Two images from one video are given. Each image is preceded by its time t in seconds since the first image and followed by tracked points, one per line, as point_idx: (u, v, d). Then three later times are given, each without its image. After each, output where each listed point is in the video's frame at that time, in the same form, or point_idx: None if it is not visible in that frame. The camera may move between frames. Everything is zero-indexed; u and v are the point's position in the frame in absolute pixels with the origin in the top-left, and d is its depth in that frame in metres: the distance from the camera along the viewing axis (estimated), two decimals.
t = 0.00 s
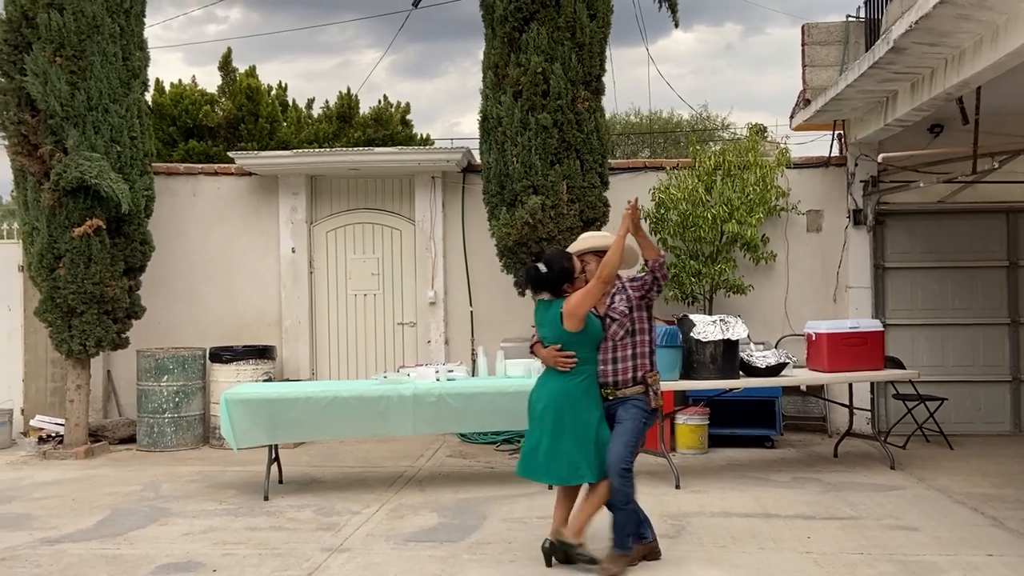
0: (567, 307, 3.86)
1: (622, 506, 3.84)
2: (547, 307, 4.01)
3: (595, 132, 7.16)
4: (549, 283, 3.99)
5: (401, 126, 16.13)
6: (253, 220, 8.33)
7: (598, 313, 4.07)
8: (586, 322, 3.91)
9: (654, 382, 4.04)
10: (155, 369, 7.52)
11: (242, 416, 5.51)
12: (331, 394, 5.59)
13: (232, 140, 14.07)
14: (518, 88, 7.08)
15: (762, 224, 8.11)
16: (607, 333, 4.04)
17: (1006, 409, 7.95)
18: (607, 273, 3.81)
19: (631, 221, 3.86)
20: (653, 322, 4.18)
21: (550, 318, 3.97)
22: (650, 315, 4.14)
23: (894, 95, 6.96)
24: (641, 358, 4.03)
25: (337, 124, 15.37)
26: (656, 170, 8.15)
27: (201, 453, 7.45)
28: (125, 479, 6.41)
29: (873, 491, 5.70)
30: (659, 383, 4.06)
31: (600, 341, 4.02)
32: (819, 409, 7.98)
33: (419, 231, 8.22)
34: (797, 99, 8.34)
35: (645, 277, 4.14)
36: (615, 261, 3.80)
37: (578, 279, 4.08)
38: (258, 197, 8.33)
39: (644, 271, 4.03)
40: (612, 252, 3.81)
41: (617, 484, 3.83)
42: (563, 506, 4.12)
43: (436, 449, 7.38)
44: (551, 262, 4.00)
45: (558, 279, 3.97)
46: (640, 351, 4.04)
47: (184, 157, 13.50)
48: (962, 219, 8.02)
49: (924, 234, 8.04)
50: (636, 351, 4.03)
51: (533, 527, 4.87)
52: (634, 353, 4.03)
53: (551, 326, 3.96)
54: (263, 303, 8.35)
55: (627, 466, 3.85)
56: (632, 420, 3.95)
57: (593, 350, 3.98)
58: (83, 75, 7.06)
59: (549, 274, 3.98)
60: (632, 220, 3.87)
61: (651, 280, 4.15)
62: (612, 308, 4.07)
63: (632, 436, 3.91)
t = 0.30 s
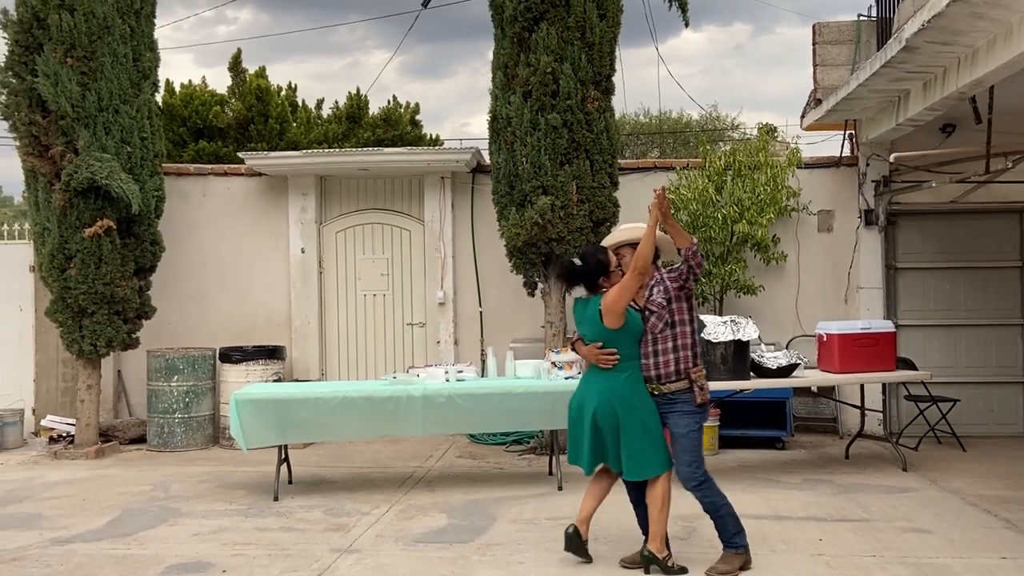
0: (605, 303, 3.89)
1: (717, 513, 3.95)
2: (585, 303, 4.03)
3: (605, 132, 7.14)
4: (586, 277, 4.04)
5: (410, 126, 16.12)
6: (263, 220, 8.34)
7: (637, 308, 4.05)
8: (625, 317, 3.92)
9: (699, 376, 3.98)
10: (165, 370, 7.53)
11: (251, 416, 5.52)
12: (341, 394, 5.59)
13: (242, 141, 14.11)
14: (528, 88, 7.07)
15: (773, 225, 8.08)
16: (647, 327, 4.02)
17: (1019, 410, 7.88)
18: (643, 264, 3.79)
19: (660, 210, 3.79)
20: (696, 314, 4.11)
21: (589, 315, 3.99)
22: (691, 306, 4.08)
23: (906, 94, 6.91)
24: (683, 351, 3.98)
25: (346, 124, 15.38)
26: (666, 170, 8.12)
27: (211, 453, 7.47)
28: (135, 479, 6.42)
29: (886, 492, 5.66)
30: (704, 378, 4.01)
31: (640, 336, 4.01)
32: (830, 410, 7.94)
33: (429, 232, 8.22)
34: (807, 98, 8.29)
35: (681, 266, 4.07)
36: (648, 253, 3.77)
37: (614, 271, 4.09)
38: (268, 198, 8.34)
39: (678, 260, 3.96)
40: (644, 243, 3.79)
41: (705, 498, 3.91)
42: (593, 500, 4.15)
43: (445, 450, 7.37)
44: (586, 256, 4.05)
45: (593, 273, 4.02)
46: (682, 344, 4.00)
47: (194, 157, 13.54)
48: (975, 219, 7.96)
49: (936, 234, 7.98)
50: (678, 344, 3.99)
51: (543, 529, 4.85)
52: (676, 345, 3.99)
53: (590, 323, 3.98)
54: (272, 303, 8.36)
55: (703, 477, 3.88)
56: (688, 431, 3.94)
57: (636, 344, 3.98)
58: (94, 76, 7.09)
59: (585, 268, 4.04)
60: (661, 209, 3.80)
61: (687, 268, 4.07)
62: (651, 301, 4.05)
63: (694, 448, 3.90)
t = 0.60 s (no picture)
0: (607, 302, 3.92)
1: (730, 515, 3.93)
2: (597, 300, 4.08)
3: (613, 131, 7.12)
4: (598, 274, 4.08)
5: (418, 125, 16.11)
6: (271, 219, 8.36)
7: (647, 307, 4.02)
8: (629, 316, 3.92)
9: (711, 380, 3.89)
10: (173, 368, 7.55)
11: (260, 414, 5.53)
12: (349, 393, 5.59)
13: (250, 140, 14.14)
14: (536, 87, 7.06)
15: (782, 223, 8.05)
16: (657, 328, 3.98)
17: None
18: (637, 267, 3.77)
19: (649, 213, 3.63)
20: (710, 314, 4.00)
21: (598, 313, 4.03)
22: (703, 308, 3.98)
23: (916, 92, 6.87)
24: (693, 354, 3.90)
25: (354, 123, 15.39)
26: (674, 169, 8.10)
27: (220, 451, 7.48)
28: (144, 478, 6.44)
29: (895, 492, 5.63)
30: (719, 381, 3.91)
31: (650, 336, 3.98)
32: (839, 409, 7.90)
33: (436, 230, 8.22)
34: (816, 96, 8.25)
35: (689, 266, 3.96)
36: (638, 256, 3.74)
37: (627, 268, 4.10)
38: (276, 197, 8.35)
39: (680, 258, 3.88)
40: (635, 245, 3.75)
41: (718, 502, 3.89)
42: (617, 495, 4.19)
43: (453, 448, 7.37)
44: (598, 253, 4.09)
45: (603, 271, 4.04)
46: (691, 347, 3.91)
47: (202, 156, 13.57)
48: (985, 217, 7.91)
49: (946, 232, 7.93)
50: (687, 347, 3.91)
51: (551, 527, 4.84)
52: (685, 348, 3.91)
53: (599, 320, 4.03)
54: (280, 302, 8.37)
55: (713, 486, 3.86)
56: (701, 436, 3.89)
57: (644, 344, 3.97)
58: (103, 75, 7.11)
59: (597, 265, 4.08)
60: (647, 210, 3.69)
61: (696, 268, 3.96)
62: (662, 302, 4.00)
63: (707, 456, 3.86)
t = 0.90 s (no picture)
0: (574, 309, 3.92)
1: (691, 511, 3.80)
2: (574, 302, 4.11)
3: (620, 128, 7.11)
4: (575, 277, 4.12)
5: (425, 123, 16.12)
6: (279, 217, 8.37)
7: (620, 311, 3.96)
8: (597, 322, 3.88)
9: (669, 389, 3.79)
10: (181, 365, 7.57)
11: (267, 411, 5.53)
12: (356, 390, 5.60)
13: (258, 137, 14.16)
14: (543, 84, 7.05)
15: (790, 220, 8.02)
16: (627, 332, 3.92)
17: None
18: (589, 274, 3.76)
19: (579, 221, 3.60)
20: (678, 321, 3.87)
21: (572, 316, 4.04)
22: (668, 315, 3.86)
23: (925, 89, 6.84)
24: (653, 362, 3.81)
25: (361, 121, 15.41)
26: (682, 166, 8.09)
27: (227, 448, 7.50)
28: (152, 474, 6.46)
29: (903, 490, 5.60)
30: (678, 391, 3.80)
31: (619, 340, 3.92)
32: (847, 407, 7.88)
33: (443, 228, 8.22)
34: (825, 93, 8.22)
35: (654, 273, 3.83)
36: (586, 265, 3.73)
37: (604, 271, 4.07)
38: (284, 194, 8.37)
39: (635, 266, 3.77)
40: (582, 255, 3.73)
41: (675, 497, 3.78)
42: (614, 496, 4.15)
43: (460, 446, 7.38)
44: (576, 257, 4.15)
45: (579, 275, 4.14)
46: (653, 355, 3.82)
47: (210, 154, 13.60)
48: (995, 215, 7.87)
49: (954, 230, 7.88)
50: (648, 355, 3.82)
51: (557, 525, 4.84)
52: (647, 355, 3.83)
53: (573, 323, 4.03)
54: (287, 299, 8.39)
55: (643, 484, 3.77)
56: (652, 435, 3.81)
57: (615, 349, 3.92)
58: (111, 73, 7.13)
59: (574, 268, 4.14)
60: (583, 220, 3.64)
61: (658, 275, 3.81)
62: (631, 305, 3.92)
63: (643, 455, 3.78)
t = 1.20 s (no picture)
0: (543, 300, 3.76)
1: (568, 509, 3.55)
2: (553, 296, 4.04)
3: (628, 124, 7.10)
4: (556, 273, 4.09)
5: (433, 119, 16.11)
6: (287, 213, 8.39)
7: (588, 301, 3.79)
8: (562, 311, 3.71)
9: (617, 379, 3.62)
10: (189, 361, 7.59)
11: (276, 407, 5.55)
12: (364, 386, 5.61)
13: (266, 134, 14.20)
14: (550, 80, 7.04)
15: (798, 217, 8.00)
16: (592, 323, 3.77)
17: None
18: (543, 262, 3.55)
19: (518, 212, 3.43)
20: (633, 313, 3.72)
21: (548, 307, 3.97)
22: (623, 306, 3.71)
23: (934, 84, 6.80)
24: (606, 353, 3.66)
25: (369, 117, 15.42)
26: (689, 163, 8.07)
27: (236, 444, 7.53)
28: (161, 470, 6.48)
29: (912, 487, 5.59)
30: (626, 381, 3.63)
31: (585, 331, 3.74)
32: (855, 404, 7.85)
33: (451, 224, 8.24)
34: (834, 90, 8.19)
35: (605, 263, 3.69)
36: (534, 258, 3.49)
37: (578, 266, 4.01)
38: (292, 191, 8.38)
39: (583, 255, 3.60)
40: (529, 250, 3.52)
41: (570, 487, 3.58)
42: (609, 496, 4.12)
43: (467, 442, 7.38)
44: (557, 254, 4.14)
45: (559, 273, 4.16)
46: (606, 346, 3.67)
47: (218, 150, 13.65)
48: (1004, 212, 7.83)
49: (963, 226, 7.85)
50: (601, 345, 3.69)
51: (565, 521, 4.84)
52: (600, 346, 3.69)
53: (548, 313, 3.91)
54: (295, 296, 8.40)
55: (564, 462, 3.61)
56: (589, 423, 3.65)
57: (581, 340, 3.74)
58: (119, 69, 7.15)
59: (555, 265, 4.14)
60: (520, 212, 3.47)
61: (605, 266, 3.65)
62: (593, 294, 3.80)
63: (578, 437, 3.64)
